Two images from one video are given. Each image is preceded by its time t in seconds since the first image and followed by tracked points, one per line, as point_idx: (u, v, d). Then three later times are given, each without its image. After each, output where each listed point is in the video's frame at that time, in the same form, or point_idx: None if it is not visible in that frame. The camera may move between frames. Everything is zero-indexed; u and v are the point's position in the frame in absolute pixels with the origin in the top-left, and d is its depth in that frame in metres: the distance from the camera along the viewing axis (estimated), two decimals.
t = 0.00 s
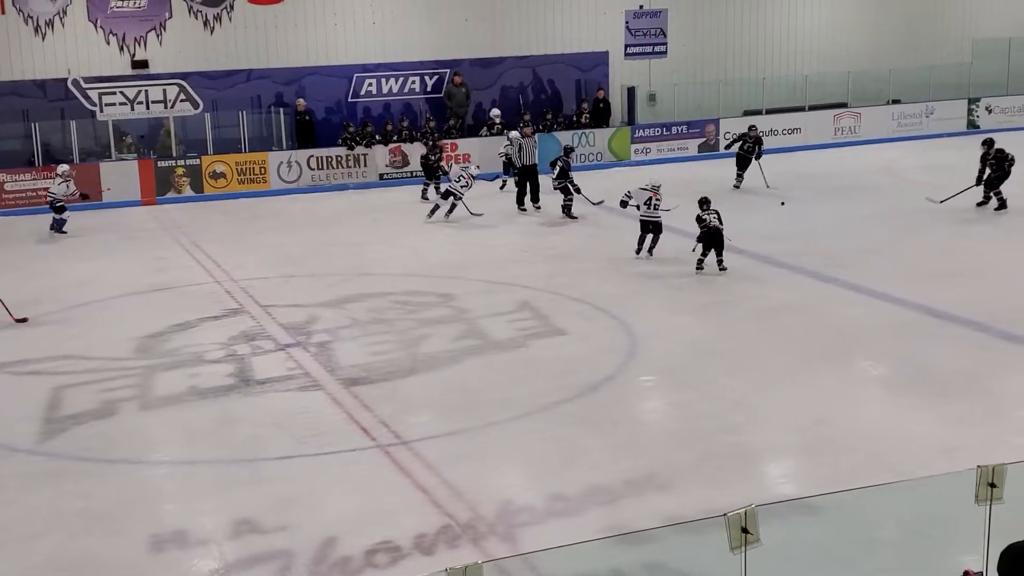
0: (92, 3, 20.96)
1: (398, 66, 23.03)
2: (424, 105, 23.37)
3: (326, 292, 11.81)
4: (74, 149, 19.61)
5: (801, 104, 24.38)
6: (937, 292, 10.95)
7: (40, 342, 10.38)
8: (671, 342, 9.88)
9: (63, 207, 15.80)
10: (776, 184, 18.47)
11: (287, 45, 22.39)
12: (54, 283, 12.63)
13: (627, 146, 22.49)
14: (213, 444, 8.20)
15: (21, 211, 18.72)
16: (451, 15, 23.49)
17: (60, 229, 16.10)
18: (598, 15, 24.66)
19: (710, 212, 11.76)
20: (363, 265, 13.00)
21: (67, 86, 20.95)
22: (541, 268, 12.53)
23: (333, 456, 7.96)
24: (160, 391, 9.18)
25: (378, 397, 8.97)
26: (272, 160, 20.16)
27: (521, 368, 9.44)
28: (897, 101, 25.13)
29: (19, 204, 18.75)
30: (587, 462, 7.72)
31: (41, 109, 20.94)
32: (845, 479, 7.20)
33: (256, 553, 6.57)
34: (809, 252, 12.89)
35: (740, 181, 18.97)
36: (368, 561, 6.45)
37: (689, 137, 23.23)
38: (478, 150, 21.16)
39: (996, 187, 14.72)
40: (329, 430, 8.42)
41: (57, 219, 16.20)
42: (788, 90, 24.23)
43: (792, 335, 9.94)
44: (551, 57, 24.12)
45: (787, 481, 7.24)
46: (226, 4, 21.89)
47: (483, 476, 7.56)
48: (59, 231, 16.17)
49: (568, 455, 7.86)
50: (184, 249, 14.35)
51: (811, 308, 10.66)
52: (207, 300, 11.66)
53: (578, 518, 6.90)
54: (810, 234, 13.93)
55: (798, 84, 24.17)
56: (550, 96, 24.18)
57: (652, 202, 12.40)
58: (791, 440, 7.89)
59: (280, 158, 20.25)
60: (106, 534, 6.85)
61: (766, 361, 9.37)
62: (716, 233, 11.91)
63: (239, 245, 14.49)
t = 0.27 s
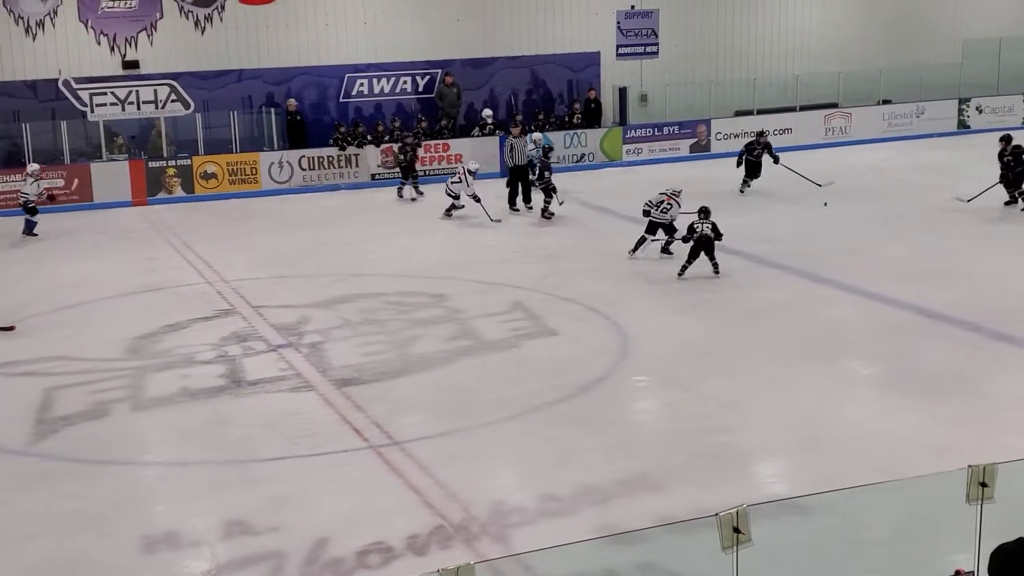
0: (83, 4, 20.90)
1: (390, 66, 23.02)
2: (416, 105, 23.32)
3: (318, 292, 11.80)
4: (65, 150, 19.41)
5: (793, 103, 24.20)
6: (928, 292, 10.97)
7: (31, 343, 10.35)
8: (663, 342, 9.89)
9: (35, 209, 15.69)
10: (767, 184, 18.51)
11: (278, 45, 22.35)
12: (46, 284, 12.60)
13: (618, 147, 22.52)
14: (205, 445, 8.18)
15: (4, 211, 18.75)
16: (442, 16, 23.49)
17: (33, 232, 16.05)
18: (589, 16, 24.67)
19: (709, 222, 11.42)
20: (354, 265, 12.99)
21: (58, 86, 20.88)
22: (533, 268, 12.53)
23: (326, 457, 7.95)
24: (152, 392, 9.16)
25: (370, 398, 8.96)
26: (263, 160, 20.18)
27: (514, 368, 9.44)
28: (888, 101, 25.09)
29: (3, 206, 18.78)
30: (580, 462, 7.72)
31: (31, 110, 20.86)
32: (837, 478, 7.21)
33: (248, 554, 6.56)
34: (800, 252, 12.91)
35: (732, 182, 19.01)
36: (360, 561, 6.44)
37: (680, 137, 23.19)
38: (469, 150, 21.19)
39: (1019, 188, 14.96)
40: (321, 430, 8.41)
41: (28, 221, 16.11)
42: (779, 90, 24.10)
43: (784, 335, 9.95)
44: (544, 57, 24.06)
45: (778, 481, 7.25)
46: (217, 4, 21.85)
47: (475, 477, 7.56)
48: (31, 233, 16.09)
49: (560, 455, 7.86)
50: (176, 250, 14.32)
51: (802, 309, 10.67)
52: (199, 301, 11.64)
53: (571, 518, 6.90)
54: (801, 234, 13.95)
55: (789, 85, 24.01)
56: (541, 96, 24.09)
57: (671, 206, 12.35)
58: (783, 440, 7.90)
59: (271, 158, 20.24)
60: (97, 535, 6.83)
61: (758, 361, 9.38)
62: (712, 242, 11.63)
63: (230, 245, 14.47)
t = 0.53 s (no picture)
0: (68, 4, 20.80)
1: (377, 67, 23.03)
2: (403, 106, 23.36)
3: (305, 293, 11.77)
4: (50, 150, 19.38)
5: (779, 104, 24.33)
6: (913, 292, 11.03)
7: (17, 344, 10.28)
8: (650, 343, 9.90)
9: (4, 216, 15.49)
10: (754, 185, 18.57)
11: (265, 46, 22.25)
12: (31, 285, 12.53)
13: (606, 148, 22.51)
14: (192, 446, 8.15)
15: None
16: (430, 16, 23.47)
17: (3, 236, 15.86)
18: (576, 16, 24.66)
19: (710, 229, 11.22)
20: (341, 266, 12.97)
21: (43, 86, 20.83)
22: (520, 269, 12.53)
23: (314, 459, 7.93)
24: (138, 394, 9.12)
25: (357, 399, 8.94)
26: (251, 160, 20.04)
27: (502, 369, 9.43)
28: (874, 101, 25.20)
29: None
30: (569, 463, 7.72)
31: (17, 110, 20.84)
32: (824, 478, 7.23)
33: (236, 556, 6.53)
34: (786, 253, 12.95)
35: (718, 182, 19.06)
36: (348, 563, 6.42)
37: (667, 138, 23.18)
38: (457, 151, 21.22)
39: None
40: (309, 432, 8.39)
41: None
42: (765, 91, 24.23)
43: (771, 335, 9.97)
44: (530, 59, 24.17)
45: (765, 481, 7.27)
46: (204, 5, 21.77)
47: (463, 478, 7.55)
48: None
49: (549, 456, 7.86)
50: (162, 251, 14.26)
51: (789, 309, 10.70)
52: (185, 302, 11.59)
53: (559, 519, 6.89)
54: (786, 235, 14.00)
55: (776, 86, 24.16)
56: (529, 97, 24.19)
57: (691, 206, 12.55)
58: (770, 440, 7.91)
59: (259, 158, 20.12)
60: (84, 537, 6.79)
61: (746, 362, 9.40)
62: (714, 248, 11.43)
63: (216, 247, 14.41)
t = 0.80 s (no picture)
0: (42, 5, 20.65)
1: (353, 68, 22.96)
2: (379, 107, 23.26)
3: (282, 295, 11.73)
4: (23, 149, 19.06)
5: (755, 106, 24.51)
6: (888, 293, 11.08)
7: None
8: (626, 344, 9.90)
9: None
10: (731, 186, 18.65)
11: (240, 46, 22.19)
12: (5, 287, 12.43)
13: (583, 149, 22.49)
14: (167, 449, 8.11)
15: None
16: (407, 17, 23.50)
17: None
18: (553, 17, 24.73)
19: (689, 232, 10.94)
20: (318, 267, 12.93)
21: (18, 87, 20.53)
22: (497, 270, 12.52)
23: (290, 460, 7.90)
24: (113, 396, 9.06)
25: (333, 401, 8.92)
26: (226, 161, 19.98)
27: (478, 370, 9.43)
28: (849, 104, 25.37)
29: None
30: (546, 464, 7.72)
31: None
32: (801, 478, 7.26)
33: (212, 558, 6.50)
34: (762, 254, 12.99)
35: (696, 183, 19.10)
36: (325, 565, 6.40)
37: (644, 139, 23.14)
38: (433, 152, 21.26)
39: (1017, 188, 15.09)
40: (285, 433, 8.36)
41: None
42: (741, 92, 24.36)
43: (747, 336, 10.00)
44: (506, 61, 24.11)
45: (742, 480, 7.29)
46: (179, 5, 21.71)
47: (441, 479, 7.54)
48: None
49: (527, 456, 7.85)
50: (138, 253, 14.18)
51: (765, 310, 10.73)
52: (160, 304, 11.53)
53: (537, 520, 6.89)
54: (762, 235, 14.04)
55: (751, 87, 24.27)
56: (506, 99, 24.13)
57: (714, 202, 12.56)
58: (747, 441, 7.93)
59: (233, 160, 20.06)
60: (59, 540, 6.74)
61: (723, 362, 9.42)
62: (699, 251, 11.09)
63: (193, 248, 14.34)
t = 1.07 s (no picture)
0: None
1: (308, 66, 22.74)
2: (335, 106, 23.06)
3: (238, 295, 11.64)
4: None
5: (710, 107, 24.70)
6: (841, 292, 11.18)
7: None
8: (583, 344, 9.93)
9: None
10: (690, 185, 18.78)
11: (194, 45, 22.00)
12: None
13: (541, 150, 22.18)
14: (120, 451, 8.01)
15: None
16: (362, 17, 23.45)
17: None
18: (509, 17, 24.78)
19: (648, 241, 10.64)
20: (275, 268, 12.85)
21: None
22: (456, 270, 12.51)
23: (245, 462, 7.84)
24: (66, 398, 8.95)
25: (289, 402, 8.87)
26: (180, 161, 19.92)
27: (435, 370, 9.41)
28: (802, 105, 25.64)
29: None
30: (504, 464, 7.72)
31: None
32: (756, 476, 7.30)
33: (167, 561, 6.44)
34: (716, 253, 13.09)
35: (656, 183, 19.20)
36: (281, 567, 6.36)
37: (601, 140, 22.80)
38: (389, 151, 21.12)
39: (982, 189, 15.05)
40: (239, 435, 8.30)
41: None
42: (696, 92, 24.51)
43: (702, 335, 10.06)
44: (463, 60, 24.03)
45: (698, 479, 7.33)
46: (133, 4, 21.50)
47: (397, 480, 7.51)
48: None
49: (484, 457, 7.84)
50: (91, 254, 14.00)
51: (720, 309, 10.80)
52: (114, 305, 11.39)
53: (494, 520, 6.89)
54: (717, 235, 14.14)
55: (707, 88, 24.42)
56: (463, 99, 24.12)
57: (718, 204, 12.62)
58: (703, 439, 7.97)
59: (188, 158, 20.00)
60: (10, 544, 6.65)
61: (679, 361, 9.47)
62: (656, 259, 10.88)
63: (149, 249, 14.19)
